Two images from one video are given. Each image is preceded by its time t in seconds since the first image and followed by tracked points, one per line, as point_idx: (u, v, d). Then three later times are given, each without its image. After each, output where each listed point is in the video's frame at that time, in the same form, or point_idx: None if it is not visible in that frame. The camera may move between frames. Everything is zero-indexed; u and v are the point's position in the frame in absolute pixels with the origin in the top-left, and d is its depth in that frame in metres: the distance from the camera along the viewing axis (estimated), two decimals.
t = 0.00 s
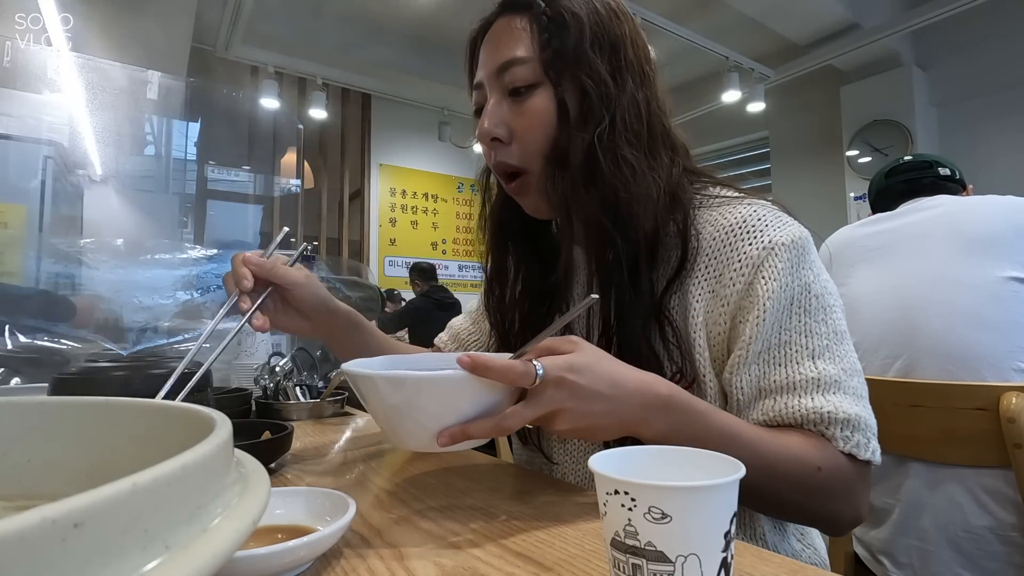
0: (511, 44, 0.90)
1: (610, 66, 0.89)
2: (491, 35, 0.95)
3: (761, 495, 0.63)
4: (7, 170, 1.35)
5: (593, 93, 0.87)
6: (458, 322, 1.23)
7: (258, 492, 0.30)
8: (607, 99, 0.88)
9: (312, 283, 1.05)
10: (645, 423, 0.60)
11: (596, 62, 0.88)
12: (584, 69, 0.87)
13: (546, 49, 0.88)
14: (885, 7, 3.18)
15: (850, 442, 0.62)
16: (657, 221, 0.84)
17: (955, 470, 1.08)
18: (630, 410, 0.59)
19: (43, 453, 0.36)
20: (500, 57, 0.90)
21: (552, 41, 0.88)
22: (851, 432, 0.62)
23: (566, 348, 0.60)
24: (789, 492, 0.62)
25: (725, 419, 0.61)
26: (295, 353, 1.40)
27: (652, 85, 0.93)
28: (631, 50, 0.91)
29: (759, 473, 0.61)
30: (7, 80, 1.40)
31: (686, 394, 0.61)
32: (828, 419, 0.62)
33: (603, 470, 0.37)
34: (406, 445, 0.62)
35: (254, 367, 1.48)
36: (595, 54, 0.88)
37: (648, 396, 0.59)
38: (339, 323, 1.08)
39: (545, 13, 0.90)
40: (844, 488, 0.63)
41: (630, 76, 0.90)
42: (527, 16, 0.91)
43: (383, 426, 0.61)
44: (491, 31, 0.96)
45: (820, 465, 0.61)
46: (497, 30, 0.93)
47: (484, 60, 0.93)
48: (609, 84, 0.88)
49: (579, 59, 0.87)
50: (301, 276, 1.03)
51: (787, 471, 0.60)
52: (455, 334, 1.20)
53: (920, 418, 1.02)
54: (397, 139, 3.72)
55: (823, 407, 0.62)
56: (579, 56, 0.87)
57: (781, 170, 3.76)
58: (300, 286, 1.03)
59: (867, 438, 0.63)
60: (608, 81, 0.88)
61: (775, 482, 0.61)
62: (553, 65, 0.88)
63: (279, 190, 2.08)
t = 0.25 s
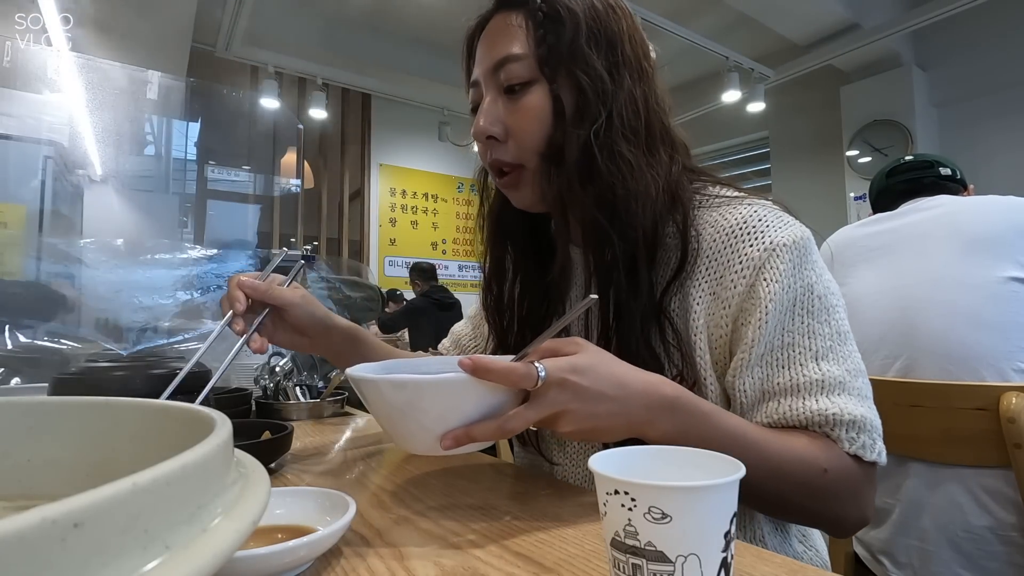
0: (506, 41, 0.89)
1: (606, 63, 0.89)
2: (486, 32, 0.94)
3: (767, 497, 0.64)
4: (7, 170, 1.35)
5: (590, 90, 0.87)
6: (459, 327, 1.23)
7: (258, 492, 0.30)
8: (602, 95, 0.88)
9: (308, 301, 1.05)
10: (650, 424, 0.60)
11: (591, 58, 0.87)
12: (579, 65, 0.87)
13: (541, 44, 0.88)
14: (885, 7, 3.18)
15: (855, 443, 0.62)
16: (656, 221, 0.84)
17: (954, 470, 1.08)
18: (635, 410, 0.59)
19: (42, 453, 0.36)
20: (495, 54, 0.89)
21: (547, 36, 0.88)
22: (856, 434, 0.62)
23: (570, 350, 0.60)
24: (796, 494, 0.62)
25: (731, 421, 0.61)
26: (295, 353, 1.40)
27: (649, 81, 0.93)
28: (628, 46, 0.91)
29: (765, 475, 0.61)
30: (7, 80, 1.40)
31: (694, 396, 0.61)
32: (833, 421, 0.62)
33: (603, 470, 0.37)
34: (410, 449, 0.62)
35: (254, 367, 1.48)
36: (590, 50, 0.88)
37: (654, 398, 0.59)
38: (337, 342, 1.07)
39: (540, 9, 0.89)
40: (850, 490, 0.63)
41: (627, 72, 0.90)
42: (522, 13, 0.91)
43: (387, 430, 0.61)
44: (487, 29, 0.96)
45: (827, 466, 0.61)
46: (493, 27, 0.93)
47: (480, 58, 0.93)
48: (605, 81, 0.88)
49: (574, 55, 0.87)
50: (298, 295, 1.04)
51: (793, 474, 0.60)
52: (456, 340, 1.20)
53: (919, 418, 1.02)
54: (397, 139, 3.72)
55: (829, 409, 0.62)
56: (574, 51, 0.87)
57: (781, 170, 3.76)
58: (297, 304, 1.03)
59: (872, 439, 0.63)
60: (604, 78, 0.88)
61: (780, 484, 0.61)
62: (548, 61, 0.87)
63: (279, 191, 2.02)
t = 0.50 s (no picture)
0: (504, 44, 0.89)
1: (603, 64, 0.89)
2: (484, 34, 0.94)
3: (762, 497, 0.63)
4: (7, 170, 1.35)
5: (587, 92, 0.87)
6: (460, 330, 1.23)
7: (257, 492, 0.30)
8: (600, 98, 0.88)
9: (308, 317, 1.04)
10: (644, 425, 0.60)
11: (588, 60, 0.87)
12: (576, 67, 0.87)
13: (538, 47, 0.88)
14: (885, 7, 3.18)
15: (851, 444, 0.62)
16: (652, 222, 0.84)
17: (954, 470, 1.08)
18: (630, 411, 0.58)
19: (42, 454, 0.36)
20: (492, 56, 0.90)
21: (544, 39, 0.88)
22: (852, 435, 0.62)
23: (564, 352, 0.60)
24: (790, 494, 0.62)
25: (727, 422, 0.61)
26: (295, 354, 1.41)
27: (646, 82, 0.93)
28: (625, 47, 0.91)
29: (760, 476, 0.61)
30: (7, 80, 1.41)
31: (690, 398, 0.61)
32: (829, 422, 0.62)
33: (603, 470, 0.37)
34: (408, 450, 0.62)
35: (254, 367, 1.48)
36: (587, 53, 0.88)
37: (649, 399, 0.59)
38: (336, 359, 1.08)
39: (537, 10, 0.89)
40: (845, 491, 0.63)
41: (624, 74, 0.90)
42: (519, 15, 0.91)
43: (385, 432, 0.61)
44: (484, 31, 0.96)
45: (821, 468, 0.61)
46: (490, 29, 0.93)
47: (478, 59, 0.93)
48: (602, 83, 0.88)
49: (571, 57, 0.87)
50: (299, 311, 1.03)
51: (787, 474, 0.60)
52: (456, 342, 1.20)
53: (920, 418, 1.02)
54: (397, 139, 3.72)
55: (825, 411, 0.62)
56: (571, 54, 0.87)
57: (781, 170, 3.76)
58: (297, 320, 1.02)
59: (868, 440, 0.63)
60: (602, 80, 0.88)
61: (775, 484, 0.61)
62: (545, 64, 0.87)
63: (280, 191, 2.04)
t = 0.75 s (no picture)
0: (505, 45, 0.89)
1: (604, 65, 0.89)
2: (485, 35, 0.95)
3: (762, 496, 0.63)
4: (8, 170, 1.34)
5: (588, 94, 0.87)
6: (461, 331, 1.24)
7: (257, 492, 0.30)
8: (601, 99, 0.88)
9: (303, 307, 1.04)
10: (644, 423, 0.60)
11: (589, 62, 0.88)
12: (577, 68, 0.87)
13: (539, 48, 0.88)
14: (885, 7, 3.18)
15: (852, 442, 0.62)
16: (652, 222, 0.84)
17: (954, 470, 1.08)
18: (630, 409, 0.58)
19: (42, 454, 0.36)
20: (493, 58, 0.90)
21: (545, 40, 0.88)
22: (853, 433, 0.62)
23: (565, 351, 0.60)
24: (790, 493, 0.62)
25: (727, 421, 0.61)
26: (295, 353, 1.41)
27: (647, 83, 0.93)
28: (625, 48, 0.91)
29: (760, 474, 0.61)
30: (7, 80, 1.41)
31: (690, 396, 0.61)
32: (829, 419, 0.62)
33: (603, 470, 0.37)
34: (407, 451, 0.62)
35: (254, 367, 1.47)
36: (588, 54, 0.88)
37: (649, 398, 0.59)
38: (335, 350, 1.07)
39: (538, 12, 0.89)
40: (845, 489, 0.63)
41: (625, 75, 0.90)
42: (520, 17, 0.91)
43: (385, 433, 0.61)
44: (485, 32, 0.96)
45: (822, 466, 0.61)
46: (491, 30, 0.93)
47: (479, 61, 0.93)
48: (603, 84, 0.88)
49: (572, 59, 0.87)
50: (294, 300, 1.03)
51: (787, 472, 0.60)
52: (457, 343, 1.21)
53: (920, 418, 1.02)
54: (397, 139, 3.72)
55: (825, 408, 0.62)
56: (572, 55, 0.87)
57: (781, 170, 3.76)
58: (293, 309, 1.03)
59: (869, 438, 0.63)
60: (603, 81, 0.88)
61: (775, 482, 0.61)
62: (546, 65, 0.87)
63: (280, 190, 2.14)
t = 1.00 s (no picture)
0: (507, 46, 0.89)
1: (605, 67, 0.89)
2: (487, 36, 0.95)
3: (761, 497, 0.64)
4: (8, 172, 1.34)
5: (590, 97, 0.87)
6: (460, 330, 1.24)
7: (258, 492, 0.30)
8: (603, 101, 0.88)
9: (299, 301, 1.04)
10: (643, 425, 0.59)
11: (591, 64, 0.87)
12: (579, 70, 0.87)
13: (540, 50, 0.88)
14: (885, 7, 3.18)
15: (851, 442, 0.62)
16: (651, 222, 0.84)
17: (954, 470, 1.08)
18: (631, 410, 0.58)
19: (41, 453, 0.36)
20: (494, 59, 0.90)
21: (546, 42, 0.88)
22: (853, 433, 0.62)
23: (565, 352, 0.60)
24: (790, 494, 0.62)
25: (727, 422, 0.61)
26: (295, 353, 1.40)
27: (649, 86, 0.93)
28: (627, 51, 0.91)
29: (759, 475, 0.61)
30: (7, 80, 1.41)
31: (690, 397, 0.61)
32: (828, 420, 0.62)
33: (603, 470, 0.37)
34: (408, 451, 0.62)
35: (254, 367, 1.46)
36: (590, 56, 0.88)
37: (649, 398, 0.59)
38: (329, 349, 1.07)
39: (539, 13, 0.89)
40: (845, 488, 0.63)
41: (627, 77, 0.90)
42: (522, 17, 0.91)
43: (384, 432, 0.61)
44: (487, 32, 0.96)
45: (821, 465, 0.61)
46: (493, 30, 0.93)
47: (480, 61, 0.93)
48: (605, 87, 0.88)
49: (574, 61, 0.87)
50: (293, 292, 1.04)
51: (786, 473, 0.60)
52: (456, 342, 1.20)
53: (920, 418, 1.02)
54: (397, 139, 3.71)
55: (824, 409, 0.62)
56: (574, 57, 0.87)
57: (781, 170, 3.76)
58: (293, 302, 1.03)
59: (868, 439, 0.63)
60: (604, 83, 0.88)
61: (774, 483, 0.61)
62: (547, 67, 0.87)
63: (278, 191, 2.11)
